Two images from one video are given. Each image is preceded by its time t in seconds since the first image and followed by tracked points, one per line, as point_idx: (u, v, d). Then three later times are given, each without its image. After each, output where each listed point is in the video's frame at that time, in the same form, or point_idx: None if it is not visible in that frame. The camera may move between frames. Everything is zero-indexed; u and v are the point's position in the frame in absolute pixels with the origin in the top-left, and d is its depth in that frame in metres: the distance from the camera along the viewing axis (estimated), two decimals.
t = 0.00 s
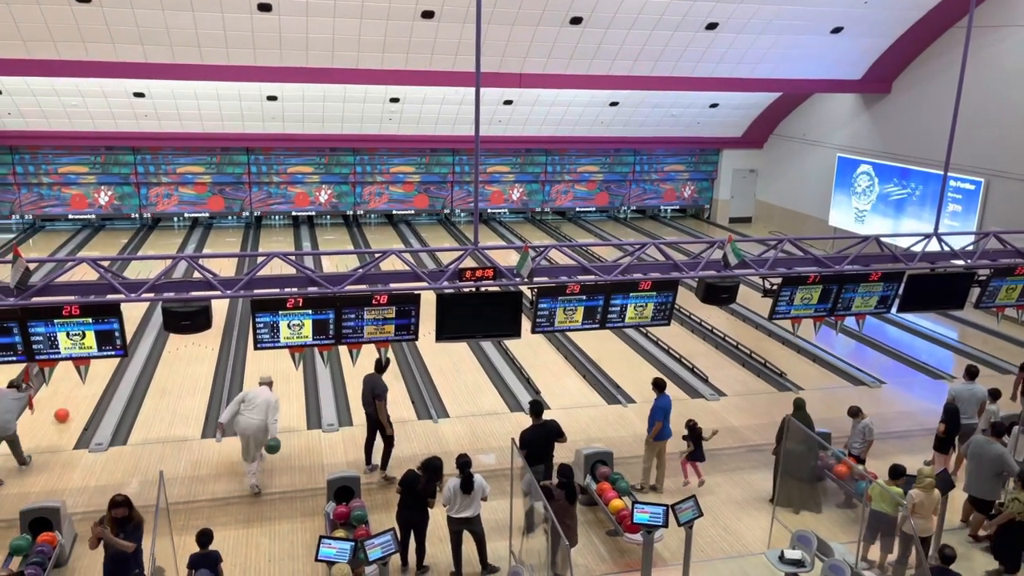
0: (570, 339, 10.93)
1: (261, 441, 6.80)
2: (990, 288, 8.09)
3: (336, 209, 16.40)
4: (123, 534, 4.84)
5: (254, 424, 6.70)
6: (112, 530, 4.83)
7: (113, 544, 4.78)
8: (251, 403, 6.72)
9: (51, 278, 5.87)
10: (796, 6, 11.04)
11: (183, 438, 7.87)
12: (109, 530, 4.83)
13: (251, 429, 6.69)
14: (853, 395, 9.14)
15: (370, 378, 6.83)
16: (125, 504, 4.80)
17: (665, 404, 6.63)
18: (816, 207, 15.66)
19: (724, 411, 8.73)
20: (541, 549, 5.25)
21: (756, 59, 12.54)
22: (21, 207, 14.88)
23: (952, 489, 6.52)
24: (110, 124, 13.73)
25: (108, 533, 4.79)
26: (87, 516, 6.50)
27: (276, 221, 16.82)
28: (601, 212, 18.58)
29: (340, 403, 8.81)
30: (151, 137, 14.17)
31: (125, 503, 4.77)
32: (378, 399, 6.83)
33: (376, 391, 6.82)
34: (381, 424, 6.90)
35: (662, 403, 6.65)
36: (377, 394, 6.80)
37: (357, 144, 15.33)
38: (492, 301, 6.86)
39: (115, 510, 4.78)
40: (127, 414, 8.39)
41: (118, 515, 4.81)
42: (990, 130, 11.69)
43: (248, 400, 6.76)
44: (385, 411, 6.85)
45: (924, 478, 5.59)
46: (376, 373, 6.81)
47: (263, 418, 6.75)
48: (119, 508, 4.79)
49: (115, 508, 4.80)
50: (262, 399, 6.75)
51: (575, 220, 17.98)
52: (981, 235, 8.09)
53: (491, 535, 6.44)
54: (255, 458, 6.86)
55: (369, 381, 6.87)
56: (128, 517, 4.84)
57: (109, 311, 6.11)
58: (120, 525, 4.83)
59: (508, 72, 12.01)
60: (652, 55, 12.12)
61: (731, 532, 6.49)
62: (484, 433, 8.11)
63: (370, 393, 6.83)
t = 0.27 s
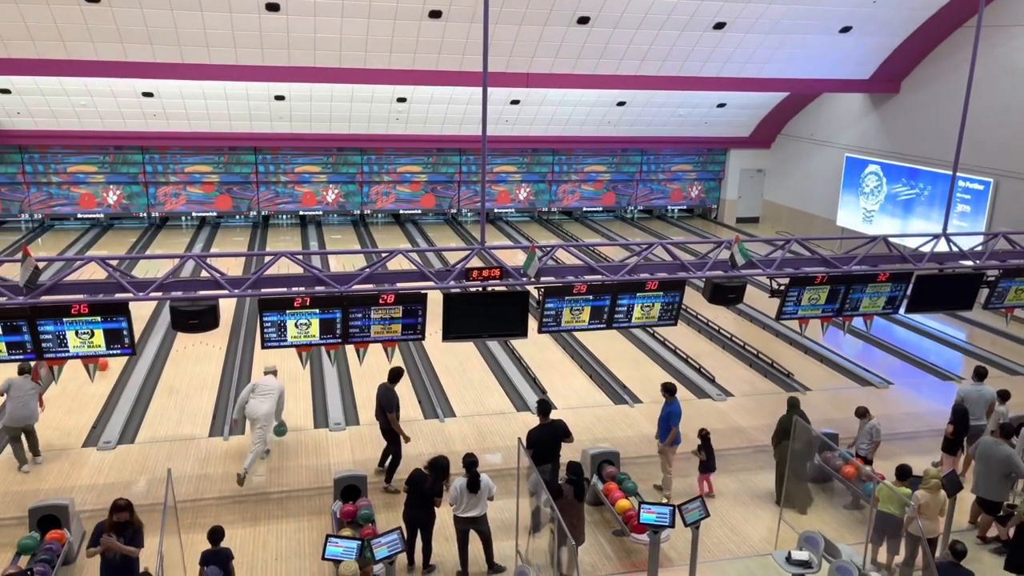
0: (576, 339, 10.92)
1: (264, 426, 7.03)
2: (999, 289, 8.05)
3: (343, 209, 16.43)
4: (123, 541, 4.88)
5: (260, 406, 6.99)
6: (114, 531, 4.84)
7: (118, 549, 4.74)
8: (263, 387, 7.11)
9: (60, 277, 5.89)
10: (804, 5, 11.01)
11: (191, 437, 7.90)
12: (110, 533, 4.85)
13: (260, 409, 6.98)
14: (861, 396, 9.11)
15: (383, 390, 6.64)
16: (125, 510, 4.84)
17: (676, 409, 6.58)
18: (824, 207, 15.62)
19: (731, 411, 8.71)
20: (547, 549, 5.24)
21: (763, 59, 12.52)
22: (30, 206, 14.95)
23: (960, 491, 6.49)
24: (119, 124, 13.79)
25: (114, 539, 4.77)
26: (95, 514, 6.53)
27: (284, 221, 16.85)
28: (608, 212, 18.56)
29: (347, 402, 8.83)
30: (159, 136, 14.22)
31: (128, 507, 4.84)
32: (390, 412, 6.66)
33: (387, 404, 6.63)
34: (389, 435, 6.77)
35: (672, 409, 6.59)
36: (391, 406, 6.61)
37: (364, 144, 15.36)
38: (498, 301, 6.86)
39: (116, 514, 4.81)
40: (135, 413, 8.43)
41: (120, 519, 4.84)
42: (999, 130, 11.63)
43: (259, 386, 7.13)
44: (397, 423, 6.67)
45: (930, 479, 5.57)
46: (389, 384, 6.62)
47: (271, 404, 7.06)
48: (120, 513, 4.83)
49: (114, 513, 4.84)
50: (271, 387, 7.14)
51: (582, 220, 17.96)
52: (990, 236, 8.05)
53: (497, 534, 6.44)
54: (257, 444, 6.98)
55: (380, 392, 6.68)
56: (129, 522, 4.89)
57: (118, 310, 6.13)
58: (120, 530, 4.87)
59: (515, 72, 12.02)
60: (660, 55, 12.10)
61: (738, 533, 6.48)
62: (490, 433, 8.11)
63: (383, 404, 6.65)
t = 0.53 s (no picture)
0: (580, 340, 10.92)
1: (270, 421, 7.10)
2: (1004, 290, 8.03)
3: (347, 209, 16.44)
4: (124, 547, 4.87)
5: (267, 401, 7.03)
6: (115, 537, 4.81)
7: (119, 554, 4.75)
8: (269, 382, 7.14)
9: (65, 277, 5.91)
10: (809, 6, 10.99)
11: (195, 437, 7.92)
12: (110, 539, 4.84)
13: (265, 403, 7.02)
14: (865, 397, 9.10)
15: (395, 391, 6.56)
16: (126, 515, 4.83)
17: (684, 416, 6.56)
18: (828, 208, 15.60)
19: (735, 412, 8.70)
20: (551, 550, 5.24)
21: (768, 59, 12.51)
22: (35, 206, 14.99)
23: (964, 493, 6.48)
24: (124, 124, 13.82)
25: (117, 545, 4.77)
26: (100, 513, 6.54)
27: (288, 221, 16.87)
28: (612, 212, 18.55)
29: (350, 402, 8.84)
30: (163, 137, 14.25)
31: (129, 514, 4.82)
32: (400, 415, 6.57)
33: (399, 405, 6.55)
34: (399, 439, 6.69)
35: (680, 417, 6.58)
36: (401, 407, 6.53)
37: (368, 144, 15.38)
38: (502, 301, 6.86)
39: (115, 520, 4.79)
40: (139, 412, 8.45)
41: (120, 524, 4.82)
42: (1004, 131, 11.62)
43: (266, 381, 7.17)
44: (404, 426, 6.60)
45: (931, 480, 5.57)
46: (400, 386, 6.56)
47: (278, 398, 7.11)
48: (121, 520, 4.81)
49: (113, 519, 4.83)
50: (278, 382, 7.16)
51: (586, 221, 17.95)
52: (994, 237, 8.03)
53: (500, 534, 6.45)
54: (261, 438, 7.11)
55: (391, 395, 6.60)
56: (129, 528, 4.86)
57: (122, 310, 6.14)
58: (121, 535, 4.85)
59: (519, 73, 12.03)
60: (664, 56, 12.09)
61: (741, 534, 6.47)
62: (494, 433, 8.11)
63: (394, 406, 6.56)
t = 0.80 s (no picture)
0: (581, 341, 10.92)
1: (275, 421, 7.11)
2: (1005, 293, 8.02)
3: (348, 210, 16.46)
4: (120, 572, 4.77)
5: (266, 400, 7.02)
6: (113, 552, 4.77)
7: None
8: (270, 379, 7.10)
9: (66, 277, 5.92)
10: (810, 8, 10.99)
11: (196, 437, 7.92)
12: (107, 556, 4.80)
13: (263, 403, 7.02)
14: (866, 399, 9.09)
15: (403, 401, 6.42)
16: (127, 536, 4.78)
17: (688, 421, 6.43)
18: (829, 209, 15.60)
19: (737, 414, 8.70)
20: (552, 551, 5.24)
21: (769, 61, 12.51)
22: (37, 207, 15.01)
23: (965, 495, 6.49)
24: (125, 125, 13.84)
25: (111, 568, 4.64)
26: (101, 514, 6.54)
27: (289, 222, 16.88)
28: (614, 214, 18.56)
29: (351, 403, 8.84)
30: (165, 138, 14.27)
31: (128, 536, 4.76)
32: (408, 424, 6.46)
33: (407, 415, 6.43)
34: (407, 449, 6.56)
35: (683, 422, 6.43)
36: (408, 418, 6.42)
37: (369, 146, 15.39)
38: (503, 302, 6.86)
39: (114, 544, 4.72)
40: (140, 413, 8.45)
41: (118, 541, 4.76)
42: (1006, 132, 11.61)
43: (266, 378, 7.12)
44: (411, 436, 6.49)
45: (931, 482, 5.57)
46: (408, 396, 6.42)
47: (279, 397, 7.09)
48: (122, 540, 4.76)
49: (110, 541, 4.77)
50: (280, 378, 7.12)
51: (587, 222, 17.96)
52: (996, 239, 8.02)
53: (501, 535, 6.44)
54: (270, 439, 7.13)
55: (398, 404, 6.46)
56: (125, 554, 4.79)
57: (123, 311, 6.15)
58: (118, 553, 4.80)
59: (521, 74, 12.04)
60: (665, 57, 12.10)
61: (742, 536, 6.46)
62: (495, 435, 8.11)
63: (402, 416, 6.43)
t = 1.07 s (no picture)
0: (581, 343, 10.92)
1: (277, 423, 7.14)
2: (1005, 295, 8.02)
3: (348, 212, 16.46)
4: None
5: (265, 402, 7.02)
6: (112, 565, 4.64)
7: None
8: (270, 382, 7.09)
9: (66, 279, 5.92)
10: (810, 10, 11.00)
11: (196, 439, 7.92)
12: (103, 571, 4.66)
13: (263, 405, 7.01)
14: (866, 401, 9.09)
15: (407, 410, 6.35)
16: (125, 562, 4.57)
17: (689, 429, 6.38)
18: (828, 212, 15.61)
19: (736, 416, 8.70)
20: (551, 554, 5.24)
21: (769, 64, 12.52)
22: (37, 209, 15.01)
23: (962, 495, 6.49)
24: (125, 127, 13.84)
25: None
26: (100, 516, 6.53)
27: (289, 224, 16.88)
28: (614, 216, 18.57)
29: (351, 405, 8.84)
30: (165, 140, 14.27)
31: (127, 557, 4.58)
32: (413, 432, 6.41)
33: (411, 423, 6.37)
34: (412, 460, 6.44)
35: (684, 429, 6.38)
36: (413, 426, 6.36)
37: (369, 148, 15.40)
38: (503, 304, 6.86)
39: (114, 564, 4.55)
40: (140, 416, 8.44)
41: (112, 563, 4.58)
42: (1005, 135, 11.63)
43: (266, 380, 7.11)
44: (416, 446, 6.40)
45: (931, 485, 5.56)
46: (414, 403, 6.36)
47: (278, 399, 7.09)
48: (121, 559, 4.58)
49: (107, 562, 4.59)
50: (280, 380, 7.12)
51: (587, 224, 17.96)
52: (995, 241, 8.02)
53: (499, 538, 6.44)
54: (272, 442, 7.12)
55: (403, 411, 6.42)
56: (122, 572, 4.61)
57: (123, 312, 6.14)
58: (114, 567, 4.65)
59: (520, 76, 12.05)
60: (665, 60, 12.10)
61: (742, 538, 6.46)
62: (494, 437, 8.11)
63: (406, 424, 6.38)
